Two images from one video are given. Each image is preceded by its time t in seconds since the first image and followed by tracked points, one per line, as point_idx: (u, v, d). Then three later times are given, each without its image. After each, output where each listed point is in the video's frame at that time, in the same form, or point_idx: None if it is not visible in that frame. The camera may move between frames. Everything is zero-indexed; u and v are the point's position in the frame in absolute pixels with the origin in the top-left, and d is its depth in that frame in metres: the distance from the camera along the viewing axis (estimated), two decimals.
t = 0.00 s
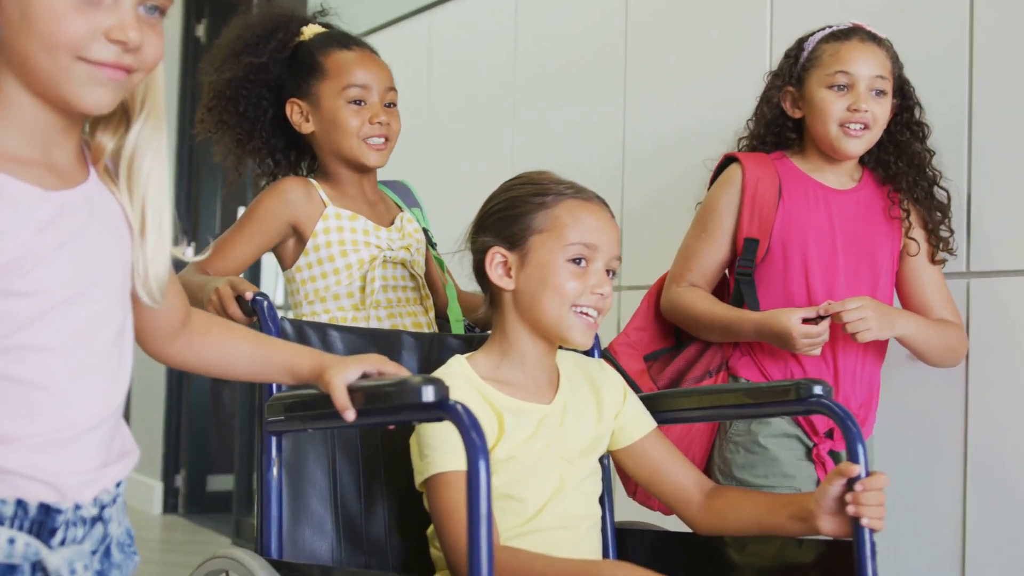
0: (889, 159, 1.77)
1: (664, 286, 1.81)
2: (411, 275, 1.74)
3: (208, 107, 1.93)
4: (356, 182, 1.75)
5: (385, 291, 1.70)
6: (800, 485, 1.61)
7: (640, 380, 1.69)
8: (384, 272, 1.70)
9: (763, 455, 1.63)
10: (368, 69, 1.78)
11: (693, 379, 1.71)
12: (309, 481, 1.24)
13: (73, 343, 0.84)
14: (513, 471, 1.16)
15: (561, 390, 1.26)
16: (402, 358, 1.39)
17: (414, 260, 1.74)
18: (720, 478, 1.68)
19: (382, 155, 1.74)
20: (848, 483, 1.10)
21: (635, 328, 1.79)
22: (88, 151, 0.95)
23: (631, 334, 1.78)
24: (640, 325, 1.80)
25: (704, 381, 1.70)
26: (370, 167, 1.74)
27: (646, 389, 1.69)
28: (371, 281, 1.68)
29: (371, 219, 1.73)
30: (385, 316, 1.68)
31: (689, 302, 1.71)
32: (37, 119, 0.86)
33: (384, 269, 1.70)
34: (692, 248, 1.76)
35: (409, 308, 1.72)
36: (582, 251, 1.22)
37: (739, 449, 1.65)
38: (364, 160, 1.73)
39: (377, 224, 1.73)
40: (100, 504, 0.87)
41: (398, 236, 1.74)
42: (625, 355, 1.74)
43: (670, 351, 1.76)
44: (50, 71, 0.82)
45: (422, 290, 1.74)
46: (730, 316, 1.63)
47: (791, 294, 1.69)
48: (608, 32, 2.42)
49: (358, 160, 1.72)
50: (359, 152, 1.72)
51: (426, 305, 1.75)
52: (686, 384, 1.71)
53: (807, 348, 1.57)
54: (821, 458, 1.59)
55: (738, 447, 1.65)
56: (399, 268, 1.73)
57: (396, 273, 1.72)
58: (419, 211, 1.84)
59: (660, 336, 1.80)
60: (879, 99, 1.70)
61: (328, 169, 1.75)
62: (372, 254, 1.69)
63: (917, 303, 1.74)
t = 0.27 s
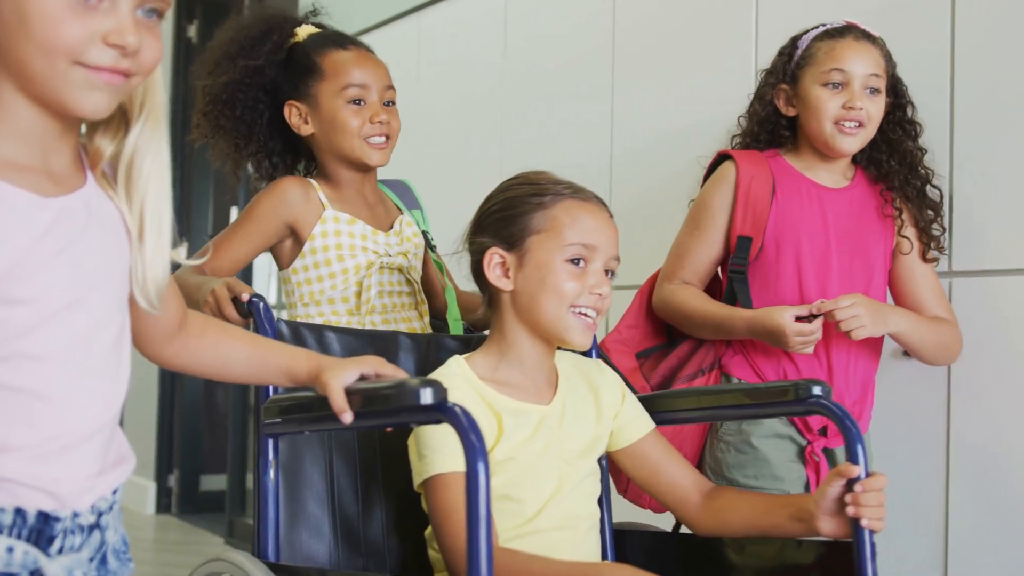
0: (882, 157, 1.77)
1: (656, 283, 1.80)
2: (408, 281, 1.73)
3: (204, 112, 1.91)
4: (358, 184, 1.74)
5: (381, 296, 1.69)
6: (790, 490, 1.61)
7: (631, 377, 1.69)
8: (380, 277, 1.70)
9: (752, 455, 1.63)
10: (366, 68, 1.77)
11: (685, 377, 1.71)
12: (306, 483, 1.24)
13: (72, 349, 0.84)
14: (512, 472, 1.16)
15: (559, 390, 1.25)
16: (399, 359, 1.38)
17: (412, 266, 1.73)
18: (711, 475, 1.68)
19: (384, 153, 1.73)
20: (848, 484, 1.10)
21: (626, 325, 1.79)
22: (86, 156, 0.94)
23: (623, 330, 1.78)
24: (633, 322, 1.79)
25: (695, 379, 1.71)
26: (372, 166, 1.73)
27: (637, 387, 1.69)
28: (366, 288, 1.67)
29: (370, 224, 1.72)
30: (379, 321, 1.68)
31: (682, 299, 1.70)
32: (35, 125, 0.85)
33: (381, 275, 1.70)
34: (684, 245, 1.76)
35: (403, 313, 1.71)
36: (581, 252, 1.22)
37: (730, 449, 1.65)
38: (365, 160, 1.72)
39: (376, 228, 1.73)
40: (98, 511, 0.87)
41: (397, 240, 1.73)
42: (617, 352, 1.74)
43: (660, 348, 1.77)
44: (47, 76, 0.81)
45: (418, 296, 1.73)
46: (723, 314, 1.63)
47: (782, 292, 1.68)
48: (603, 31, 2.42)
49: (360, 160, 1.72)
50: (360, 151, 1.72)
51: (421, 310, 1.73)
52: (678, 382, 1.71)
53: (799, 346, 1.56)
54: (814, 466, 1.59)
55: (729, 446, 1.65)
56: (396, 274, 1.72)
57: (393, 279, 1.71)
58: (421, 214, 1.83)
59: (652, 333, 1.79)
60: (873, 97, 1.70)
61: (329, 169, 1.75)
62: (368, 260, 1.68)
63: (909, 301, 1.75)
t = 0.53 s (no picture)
0: (874, 158, 1.77)
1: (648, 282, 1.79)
2: (401, 286, 1.72)
3: (200, 117, 1.90)
4: (357, 185, 1.74)
5: (372, 301, 1.69)
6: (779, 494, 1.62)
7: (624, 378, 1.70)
8: (372, 282, 1.69)
9: (742, 456, 1.63)
10: (364, 66, 1.77)
11: (678, 377, 1.70)
12: (303, 486, 1.23)
13: (71, 357, 0.84)
14: (511, 474, 1.15)
15: (558, 392, 1.25)
16: (396, 361, 1.38)
17: (405, 271, 1.73)
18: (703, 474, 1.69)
19: (385, 151, 1.73)
20: (846, 486, 1.10)
21: (619, 324, 1.78)
22: (82, 162, 0.93)
23: (614, 330, 1.77)
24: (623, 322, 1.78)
25: (688, 379, 1.70)
26: (372, 164, 1.73)
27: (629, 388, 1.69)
28: (356, 293, 1.67)
29: (368, 231, 1.71)
30: (369, 326, 1.68)
31: (673, 298, 1.70)
32: (31, 131, 0.85)
33: (373, 280, 1.69)
34: (676, 245, 1.75)
35: (395, 318, 1.71)
36: (579, 253, 1.21)
37: (721, 450, 1.66)
38: (366, 159, 1.72)
39: (371, 233, 1.72)
40: (96, 521, 0.87)
41: (391, 245, 1.72)
42: (609, 353, 1.75)
43: (653, 348, 1.76)
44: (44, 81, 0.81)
45: (411, 301, 1.73)
46: (715, 314, 1.63)
47: (776, 292, 1.68)
48: (599, 31, 2.41)
49: (362, 159, 1.72)
50: (361, 149, 1.71)
51: (414, 315, 1.73)
52: (671, 382, 1.71)
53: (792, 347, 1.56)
54: (804, 471, 1.60)
55: (719, 448, 1.66)
56: (389, 278, 1.71)
57: (386, 284, 1.71)
58: (420, 216, 1.81)
59: (643, 332, 1.78)
60: (868, 97, 1.70)
61: (327, 170, 1.74)
62: (360, 265, 1.67)
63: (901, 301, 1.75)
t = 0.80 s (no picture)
0: (870, 163, 1.77)
1: (643, 286, 1.79)
2: (392, 293, 1.71)
3: (202, 119, 1.90)
4: (351, 189, 1.73)
5: (362, 307, 1.68)
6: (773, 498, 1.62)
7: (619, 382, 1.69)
8: (362, 288, 1.68)
9: (738, 461, 1.63)
10: (363, 69, 1.76)
11: (672, 381, 1.70)
12: (301, 492, 1.22)
13: (71, 368, 0.83)
14: (510, 480, 1.15)
15: (558, 397, 1.24)
16: (395, 366, 1.37)
17: (397, 277, 1.72)
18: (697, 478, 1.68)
19: (382, 155, 1.72)
20: (849, 492, 1.08)
21: (614, 327, 1.77)
22: (78, 170, 0.93)
23: (610, 334, 1.77)
24: (619, 325, 1.78)
25: (682, 383, 1.69)
26: (370, 168, 1.72)
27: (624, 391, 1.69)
28: (344, 298, 1.66)
29: (360, 237, 1.71)
30: (357, 332, 1.66)
31: (667, 301, 1.69)
32: (28, 139, 0.84)
33: (363, 285, 1.69)
34: (671, 248, 1.74)
35: (384, 325, 1.69)
36: (578, 258, 1.21)
37: (716, 455, 1.65)
38: (364, 163, 1.71)
39: (362, 237, 1.71)
40: (96, 536, 0.86)
41: (383, 251, 1.72)
42: (605, 355, 1.73)
43: (648, 353, 1.76)
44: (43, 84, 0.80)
45: (403, 307, 1.71)
46: (709, 318, 1.62)
47: (771, 296, 1.67)
48: (601, 34, 2.41)
49: (360, 164, 1.71)
50: (359, 154, 1.70)
51: (407, 322, 1.71)
52: (665, 386, 1.70)
53: (786, 351, 1.55)
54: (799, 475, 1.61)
55: (714, 453, 1.64)
56: (380, 284, 1.70)
57: (377, 290, 1.70)
58: (417, 218, 1.79)
59: (638, 335, 1.78)
60: (865, 101, 1.70)
61: (323, 174, 1.73)
62: (349, 270, 1.67)
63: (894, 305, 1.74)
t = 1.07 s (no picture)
0: (868, 167, 1.77)
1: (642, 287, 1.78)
2: (386, 291, 1.71)
3: (203, 114, 1.90)
4: (344, 190, 1.72)
5: (355, 306, 1.68)
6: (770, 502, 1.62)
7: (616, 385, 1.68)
8: (355, 287, 1.68)
9: (733, 464, 1.63)
10: (361, 72, 1.74)
11: (670, 384, 1.69)
12: (301, 496, 1.22)
13: (72, 373, 0.83)
14: (510, 483, 1.14)
15: (558, 400, 1.23)
16: (396, 371, 1.37)
17: (390, 276, 1.72)
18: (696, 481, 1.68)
19: (377, 161, 1.70)
20: (851, 496, 1.08)
21: (611, 331, 1.77)
22: (78, 174, 0.92)
23: (608, 337, 1.76)
24: (616, 327, 1.77)
25: (680, 387, 1.69)
26: (365, 173, 1.71)
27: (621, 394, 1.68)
28: (337, 296, 1.66)
29: (355, 236, 1.71)
30: (350, 330, 1.66)
31: (664, 304, 1.69)
32: (28, 142, 0.84)
33: (357, 284, 1.68)
34: (669, 251, 1.74)
35: (378, 324, 1.70)
36: (580, 262, 1.20)
37: (712, 458, 1.65)
38: (358, 168, 1.69)
39: (358, 236, 1.71)
40: (98, 544, 0.86)
41: (377, 250, 1.71)
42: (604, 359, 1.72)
43: (647, 354, 1.75)
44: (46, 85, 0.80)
45: (397, 307, 1.72)
46: (708, 321, 1.62)
47: (769, 299, 1.67)
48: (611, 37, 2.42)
49: (354, 169, 1.70)
50: (354, 160, 1.69)
51: (401, 322, 1.72)
52: (663, 390, 1.69)
53: (784, 355, 1.55)
54: (797, 479, 1.60)
55: (711, 456, 1.65)
56: (374, 284, 1.70)
57: (371, 289, 1.70)
58: (412, 217, 1.79)
59: (636, 336, 1.77)
60: (865, 104, 1.70)
61: (319, 176, 1.72)
62: (342, 269, 1.67)
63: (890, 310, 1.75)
